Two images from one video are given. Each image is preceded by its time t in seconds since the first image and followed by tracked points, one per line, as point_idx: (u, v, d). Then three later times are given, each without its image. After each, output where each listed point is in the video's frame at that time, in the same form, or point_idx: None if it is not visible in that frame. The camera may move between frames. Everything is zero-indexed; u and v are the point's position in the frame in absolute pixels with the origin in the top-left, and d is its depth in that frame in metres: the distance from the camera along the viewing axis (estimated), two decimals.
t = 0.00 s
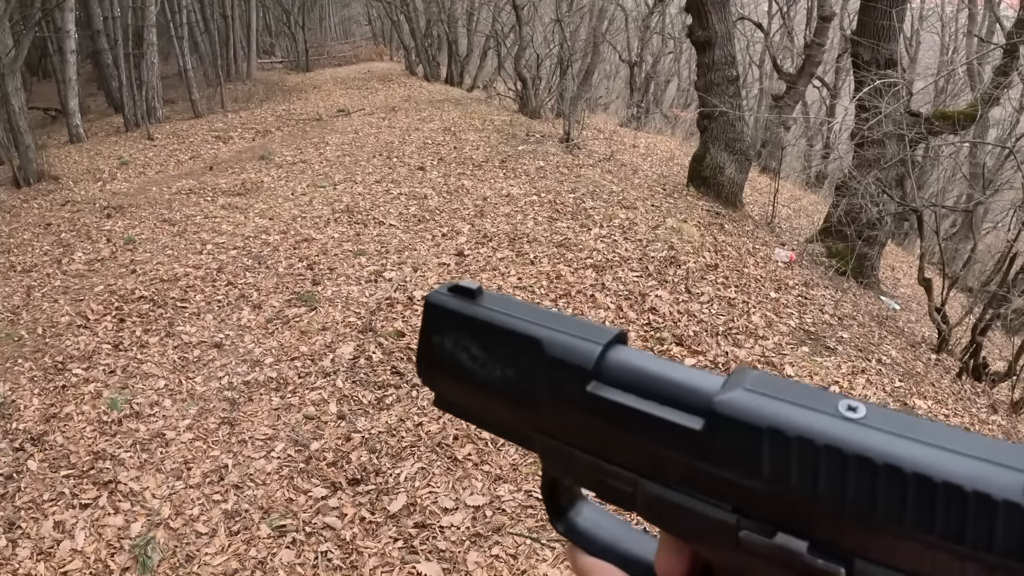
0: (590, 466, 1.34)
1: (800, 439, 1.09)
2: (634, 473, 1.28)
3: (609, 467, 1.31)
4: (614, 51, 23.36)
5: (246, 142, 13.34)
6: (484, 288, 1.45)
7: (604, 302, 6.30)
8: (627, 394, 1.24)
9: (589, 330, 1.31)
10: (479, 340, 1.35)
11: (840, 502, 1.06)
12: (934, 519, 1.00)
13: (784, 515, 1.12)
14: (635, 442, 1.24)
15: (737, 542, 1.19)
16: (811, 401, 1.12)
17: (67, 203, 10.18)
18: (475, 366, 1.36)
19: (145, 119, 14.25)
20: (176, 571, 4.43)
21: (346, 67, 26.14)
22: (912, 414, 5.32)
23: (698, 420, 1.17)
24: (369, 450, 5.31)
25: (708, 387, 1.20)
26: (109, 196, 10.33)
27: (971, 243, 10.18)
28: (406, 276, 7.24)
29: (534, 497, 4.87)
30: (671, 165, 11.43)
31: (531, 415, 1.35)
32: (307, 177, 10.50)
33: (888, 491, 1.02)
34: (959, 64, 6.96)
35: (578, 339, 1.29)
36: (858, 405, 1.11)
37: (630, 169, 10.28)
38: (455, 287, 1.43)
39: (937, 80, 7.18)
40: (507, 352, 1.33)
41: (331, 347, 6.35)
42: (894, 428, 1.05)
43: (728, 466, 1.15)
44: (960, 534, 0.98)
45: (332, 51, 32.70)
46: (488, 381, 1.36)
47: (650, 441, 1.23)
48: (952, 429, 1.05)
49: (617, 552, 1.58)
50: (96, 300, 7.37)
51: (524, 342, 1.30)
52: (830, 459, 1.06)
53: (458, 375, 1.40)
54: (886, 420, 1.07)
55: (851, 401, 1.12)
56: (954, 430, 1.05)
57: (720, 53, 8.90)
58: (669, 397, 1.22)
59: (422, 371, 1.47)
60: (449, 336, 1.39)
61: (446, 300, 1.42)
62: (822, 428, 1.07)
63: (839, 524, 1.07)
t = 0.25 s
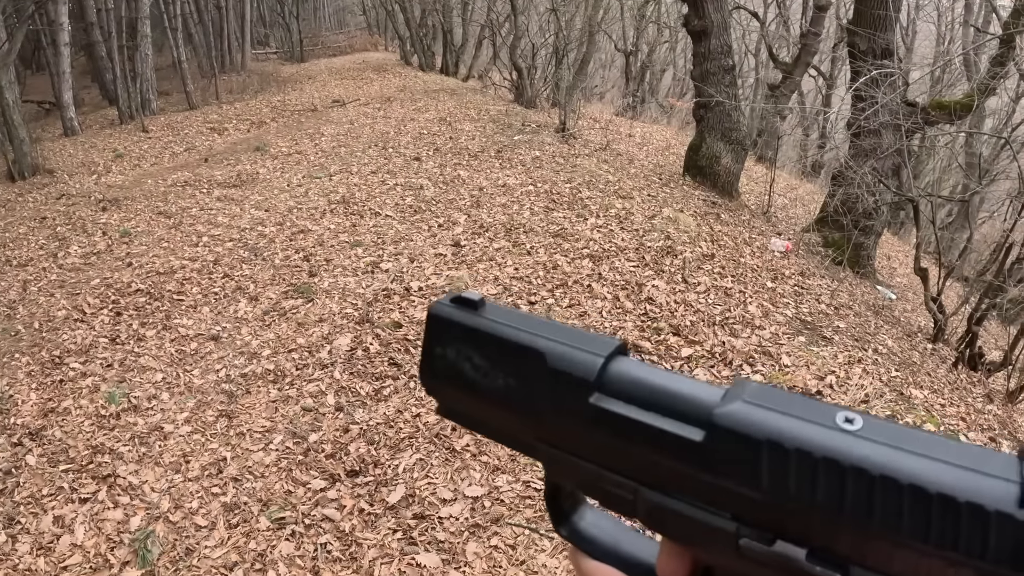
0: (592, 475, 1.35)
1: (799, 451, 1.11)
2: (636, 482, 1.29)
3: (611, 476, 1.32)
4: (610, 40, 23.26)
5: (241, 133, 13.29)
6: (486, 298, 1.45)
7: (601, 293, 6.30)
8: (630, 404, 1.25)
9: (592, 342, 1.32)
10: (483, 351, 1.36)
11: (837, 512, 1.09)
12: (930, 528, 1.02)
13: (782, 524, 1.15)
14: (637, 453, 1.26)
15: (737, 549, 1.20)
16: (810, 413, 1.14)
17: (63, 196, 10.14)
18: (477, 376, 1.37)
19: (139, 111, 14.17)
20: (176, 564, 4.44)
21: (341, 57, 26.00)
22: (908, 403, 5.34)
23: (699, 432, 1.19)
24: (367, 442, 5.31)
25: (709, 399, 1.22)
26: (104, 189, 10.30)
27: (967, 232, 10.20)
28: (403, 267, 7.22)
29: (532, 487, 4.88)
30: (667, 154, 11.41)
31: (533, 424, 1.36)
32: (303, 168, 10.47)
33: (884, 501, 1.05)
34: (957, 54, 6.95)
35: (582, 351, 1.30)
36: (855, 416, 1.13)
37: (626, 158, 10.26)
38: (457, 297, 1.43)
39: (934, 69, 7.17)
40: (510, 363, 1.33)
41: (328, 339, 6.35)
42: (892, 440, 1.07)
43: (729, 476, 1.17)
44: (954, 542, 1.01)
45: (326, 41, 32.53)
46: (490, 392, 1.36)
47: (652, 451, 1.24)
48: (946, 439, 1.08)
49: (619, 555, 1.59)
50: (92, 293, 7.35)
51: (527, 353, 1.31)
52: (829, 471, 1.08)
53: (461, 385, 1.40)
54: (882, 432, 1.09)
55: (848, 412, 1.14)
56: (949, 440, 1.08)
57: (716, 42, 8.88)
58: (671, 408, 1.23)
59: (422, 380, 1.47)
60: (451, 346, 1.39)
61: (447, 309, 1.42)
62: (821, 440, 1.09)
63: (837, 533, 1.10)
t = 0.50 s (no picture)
0: (591, 476, 1.35)
1: (795, 457, 1.10)
2: (634, 484, 1.29)
3: (610, 477, 1.32)
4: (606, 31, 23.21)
5: (236, 126, 13.24)
6: (487, 302, 1.45)
7: (598, 284, 6.31)
8: (628, 408, 1.25)
9: (591, 346, 1.32)
10: (483, 354, 1.36)
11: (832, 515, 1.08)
12: (922, 532, 1.02)
13: (780, 526, 1.14)
14: (634, 456, 1.25)
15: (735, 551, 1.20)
16: (806, 418, 1.14)
17: (58, 190, 10.11)
18: (479, 380, 1.37)
19: (134, 104, 14.11)
20: (175, 558, 4.44)
21: (336, 49, 25.90)
22: (904, 393, 5.35)
23: (697, 436, 1.19)
24: (365, 434, 5.32)
25: (706, 402, 1.22)
26: (100, 183, 10.26)
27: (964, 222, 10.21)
28: (399, 259, 7.21)
29: (530, 478, 4.90)
30: (663, 145, 11.40)
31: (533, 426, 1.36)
32: (298, 160, 10.44)
33: (879, 507, 1.04)
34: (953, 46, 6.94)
35: (580, 354, 1.30)
36: (851, 421, 1.12)
37: (622, 149, 10.25)
38: (459, 301, 1.44)
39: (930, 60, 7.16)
40: (511, 367, 1.33)
41: (325, 332, 6.34)
42: (886, 445, 1.06)
43: (726, 479, 1.17)
44: (947, 547, 1.00)
45: (321, 32, 32.38)
46: (491, 395, 1.37)
47: (649, 453, 1.24)
48: (943, 447, 1.07)
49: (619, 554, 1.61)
50: (89, 288, 7.34)
51: (527, 357, 1.31)
52: (823, 476, 1.08)
53: (461, 387, 1.40)
54: (878, 437, 1.08)
55: (845, 416, 1.13)
56: (946, 446, 1.07)
57: (713, 33, 8.86)
58: (668, 412, 1.23)
59: (425, 382, 1.48)
60: (453, 350, 1.40)
61: (449, 314, 1.43)
62: (817, 445, 1.09)
63: (832, 536, 1.09)
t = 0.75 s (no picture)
0: (594, 470, 1.33)
1: (799, 452, 1.09)
2: (637, 478, 1.27)
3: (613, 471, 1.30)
4: (600, 21, 23.15)
5: (231, 118, 13.20)
6: (490, 296, 1.42)
7: (593, 275, 6.31)
8: (632, 403, 1.23)
9: (597, 340, 1.29)
10: (488, 348, 1.33)
11: (835, 508, 1.07)
12: (925, 526, 1.01)
13: (783, 520, 1.13)
14: (638, 451, 1.24)
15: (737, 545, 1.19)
16: (810, 413, 1.12)
17: (52, 185, 10.06)
18: (482, 374, 1.35)
19: (128, 97, 14.04)
20: (175, 552, 4.45)
21: (330, 40, 25.79)
22: (899, 383, 5.38)
23: (701, 431, 1.17)
24: (362, 426, 5.32)
25: (709, 397, 1.20)
26: (94, 177, 10.23)
27: (959, 212, 10.23)
28: (395, 251, 7.21)
29: (527, 469, 4.91)
30: (658, 135, 11.39)
31: (537, 420, 1.34)
32: (293, 152, 10.42)
33: (883, 500, 1.03)
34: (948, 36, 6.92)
35: (585, 350, 1.28)
36: (855, 417, 1.11)
37: (618, 140, 10.24)
38: (461, 295, 1.41)
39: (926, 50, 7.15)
40: (515, 362, 1.31)
41: (321, 324, 6.34)
42: (889, 440, 1.05)
43: (730, 474, 1.15)
44: (948, 540, 1.00)
45: (314, 24, 32.23)
46: (495, 389, 1.34)
47: (653, 448, 1.22)
48: (946, 442, 1.06)
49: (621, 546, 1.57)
50: (84, 283, 7.32)
51: (532, 352, 1.29)
52: (828, 470, 1.06)
53: (466, 381, 1.37)
54: (882, 432, 1.07)
55: (848, 411, 1.12)
56: (949, 442, 1.06)
57: (708, 24, 8.84)
58: (672, 407, 1.21)
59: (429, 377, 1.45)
60: (458, 344, 1.37)
61: (454, 308, 1.40)
62: (821, 440, 1.07)
63: (834, 529, 1.08)
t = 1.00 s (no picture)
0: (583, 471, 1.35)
1: (782, 455, 1.10)
2: (625, 479, 1.29)
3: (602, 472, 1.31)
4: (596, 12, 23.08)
5: (225, 111, 13.15)
6: (479, 301, 1.43)
7: (589, 267, 6.31)
8: (620, 407, 1.25)
9: (582, 345, 1.31)
10: (477, 354, 1.34)
11: (817, 509, 1.09)
12: (905, 527, 1.02)
13: (767, 521, 1.14)
14: (625, 454, 1.25)
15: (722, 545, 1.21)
16: (792, 417, 1.14)
17: (47, 180, 10.02)
18: (471, 379, 1.36)
19: (122, 91, 13.98)
20: (172, 546, 4.45)
21: (325, 33, 25.68)
22: (895, 373, 5.39)
23: (686, 434, 1.18)
24: (359, 419, 5.32)
25: (694, 400, 1.21)
26: (89, 171, 10.19)
27: (954, 202, 10.25)
28: (390, 243, 7.20)
29: (524, 460, 4.91)
30: (654, 126, 11.38)
31: (526, 424, 1.35)
32: (288, 145, 10.39)
33: (864, 503, 1.04)
34: (945, 25, 6.91)
35: (572, 354, 1.29)
36: (837, 419, 1.12)
37: (613, 130, 10.22)
38: (450, 301, 1.41)
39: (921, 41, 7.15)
40: (504, 367, 1.32)
41: (317, 317, 6.34)
42: (870, 443, 1.07)
43: (715, 476, 1.16)
44: (929, 541, 1.01)
45: (308, 16, 32.07)
46: (484, 393, 1.36)
47: (639, 451, 1.23)
48: (924, 443, 1.08)
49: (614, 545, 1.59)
50: (80, 278, 7.30)
51: (521, 357, 1.30)
52: (808, 473, 1.08)
53: (456, 386, 1.39)
54: (863, 434, 1.08)
55: (830, 414, 1.13)
56: (926, 443, 1.07)
57: (703, 14, 8.82)
58: (658, 410, 1.22)
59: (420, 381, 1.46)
60: (448, 350, 1.38)
61: (443, 313, 1.40)
62: (801, 443, 1.09)
63: (817, 529, 1.10)
